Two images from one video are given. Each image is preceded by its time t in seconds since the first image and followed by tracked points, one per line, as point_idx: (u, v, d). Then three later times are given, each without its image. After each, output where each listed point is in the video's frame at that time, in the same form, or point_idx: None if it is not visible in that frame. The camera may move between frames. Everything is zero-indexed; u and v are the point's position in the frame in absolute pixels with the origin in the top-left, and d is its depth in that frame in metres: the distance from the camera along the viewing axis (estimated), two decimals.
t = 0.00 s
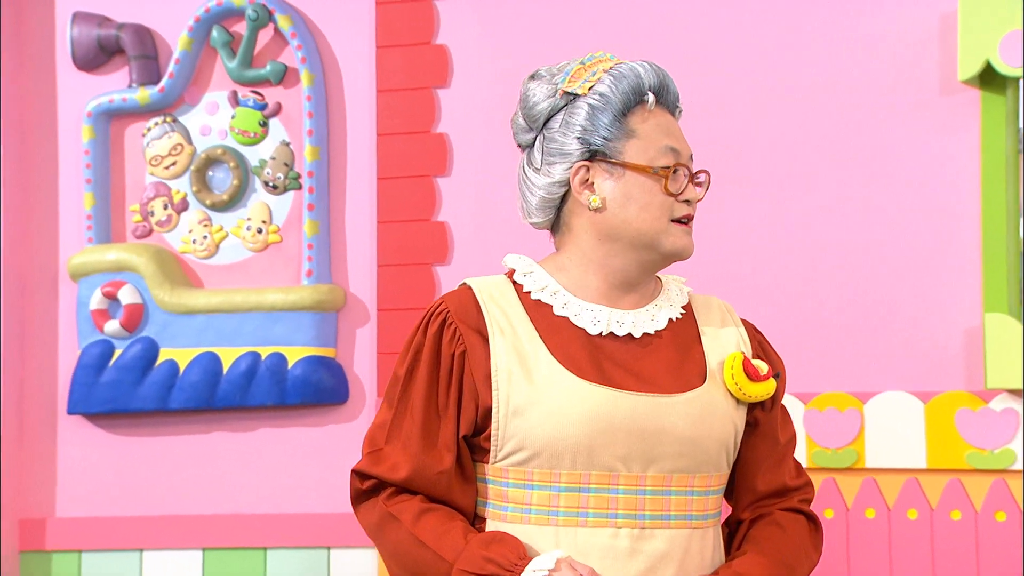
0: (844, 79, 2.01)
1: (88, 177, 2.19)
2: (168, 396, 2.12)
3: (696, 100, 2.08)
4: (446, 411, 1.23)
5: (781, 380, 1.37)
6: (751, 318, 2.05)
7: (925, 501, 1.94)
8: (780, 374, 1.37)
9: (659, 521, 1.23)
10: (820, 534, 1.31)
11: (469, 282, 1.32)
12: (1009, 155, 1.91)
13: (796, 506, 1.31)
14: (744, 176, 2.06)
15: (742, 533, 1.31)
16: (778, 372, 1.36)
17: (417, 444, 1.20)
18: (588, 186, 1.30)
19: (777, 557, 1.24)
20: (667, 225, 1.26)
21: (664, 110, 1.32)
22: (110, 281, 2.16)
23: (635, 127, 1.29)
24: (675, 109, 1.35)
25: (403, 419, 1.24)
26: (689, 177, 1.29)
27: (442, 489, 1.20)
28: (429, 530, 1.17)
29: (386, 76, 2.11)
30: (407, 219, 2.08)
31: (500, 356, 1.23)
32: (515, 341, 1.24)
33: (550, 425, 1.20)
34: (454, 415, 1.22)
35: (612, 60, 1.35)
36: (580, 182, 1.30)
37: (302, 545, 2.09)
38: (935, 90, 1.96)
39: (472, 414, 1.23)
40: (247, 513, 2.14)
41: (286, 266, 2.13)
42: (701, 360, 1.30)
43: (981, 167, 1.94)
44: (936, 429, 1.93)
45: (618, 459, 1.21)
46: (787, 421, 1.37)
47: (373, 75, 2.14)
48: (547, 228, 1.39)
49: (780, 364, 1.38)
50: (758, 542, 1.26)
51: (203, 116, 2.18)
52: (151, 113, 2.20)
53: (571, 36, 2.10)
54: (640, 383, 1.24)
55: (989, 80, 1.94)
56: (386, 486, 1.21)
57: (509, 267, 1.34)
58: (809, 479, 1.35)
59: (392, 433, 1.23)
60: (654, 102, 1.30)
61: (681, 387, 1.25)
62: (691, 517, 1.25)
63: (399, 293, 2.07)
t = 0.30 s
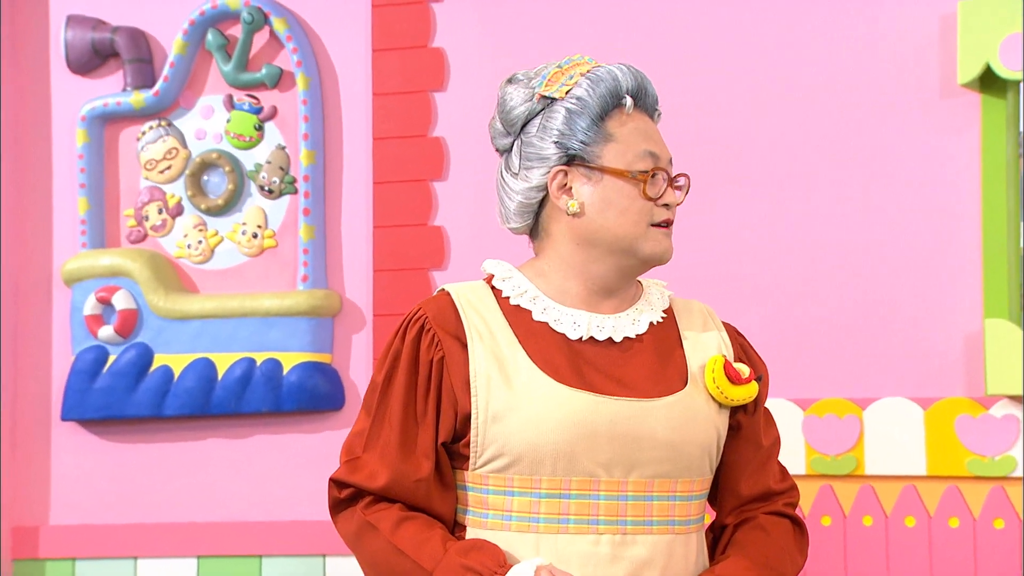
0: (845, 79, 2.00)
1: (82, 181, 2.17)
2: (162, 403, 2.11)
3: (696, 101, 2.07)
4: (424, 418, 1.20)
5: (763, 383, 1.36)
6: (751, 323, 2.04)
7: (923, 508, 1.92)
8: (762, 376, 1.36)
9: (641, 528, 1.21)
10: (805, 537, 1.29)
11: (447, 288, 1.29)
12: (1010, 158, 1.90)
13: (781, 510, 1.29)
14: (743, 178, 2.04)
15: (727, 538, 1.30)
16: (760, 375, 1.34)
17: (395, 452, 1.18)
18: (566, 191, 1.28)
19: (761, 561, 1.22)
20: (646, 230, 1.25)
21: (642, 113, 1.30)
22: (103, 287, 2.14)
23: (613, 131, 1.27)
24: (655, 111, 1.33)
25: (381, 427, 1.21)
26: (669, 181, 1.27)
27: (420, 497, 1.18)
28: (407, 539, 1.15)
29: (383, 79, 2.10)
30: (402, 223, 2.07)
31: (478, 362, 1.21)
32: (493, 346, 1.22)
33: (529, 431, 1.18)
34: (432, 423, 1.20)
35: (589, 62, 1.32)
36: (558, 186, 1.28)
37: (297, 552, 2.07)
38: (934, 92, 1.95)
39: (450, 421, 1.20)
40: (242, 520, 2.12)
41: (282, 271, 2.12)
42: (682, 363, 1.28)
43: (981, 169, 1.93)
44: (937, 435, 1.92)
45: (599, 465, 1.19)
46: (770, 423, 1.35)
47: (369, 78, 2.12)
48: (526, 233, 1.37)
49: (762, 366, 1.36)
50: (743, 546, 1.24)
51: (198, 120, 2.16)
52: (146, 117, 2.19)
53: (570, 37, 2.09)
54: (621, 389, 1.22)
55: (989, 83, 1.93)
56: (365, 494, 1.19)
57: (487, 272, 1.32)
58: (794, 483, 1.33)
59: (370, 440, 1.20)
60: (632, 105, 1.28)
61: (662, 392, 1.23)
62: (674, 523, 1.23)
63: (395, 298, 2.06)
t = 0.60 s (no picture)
0: (845, 80, 1.99)
1: (76, 185, 2.15)
2: (156, 408, 2.08)
3: (695, 102, 2.05)
4: (409, 424, 1.18)
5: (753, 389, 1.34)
6: (750, 326, 2.02)
7: (922, 515, 1.90)
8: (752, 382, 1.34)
9: (628, 533, 1.18)
10: (794, 543, 1.27)
11: (432, 293, 1.26)
12: (1011, 160, 1.89)
13: (770, 516, 1.27)
14: (742, 180, 2.03)
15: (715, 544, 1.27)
16: (748, 378, 1.32)
17: (379, 461, 1.15)
18: (550, 194, 1.26)
19: (749, 567, 1.20)
20: (630, 234, 1.24)
21: (627, 116, 1.29)
22: (97, 291, 2.12)
23: (598, 134, 1.25)
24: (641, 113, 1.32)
25: (366, 434, 1.18)
26: (654, 183, 1.25)
27: (406, 504, 1.15)
28: (392, 547, 1.11)
29: (378, 81, 2.09)
30: (398, 226, 2.05)
31: (462, 366, 1.18)
32: (478, 351, 1.20)
33: (515, 436, 1.15)
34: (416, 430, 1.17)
35: (575, 64, 1.31)
36: (542, 190, 1.27)
37: (293, 558, 2.05)
38: (934, 94, 1.94)
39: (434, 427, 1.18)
40: (238, 526, 2.10)
41: (277, 275, 2.10)
42: (669, 366, 1.26)
43: (981, 171, 1.92)
44: (937, 440, 1.90)
45: (586, 470, 1.17)
46: (759, 430, 1.33)
47: (364, 80, 2.11)
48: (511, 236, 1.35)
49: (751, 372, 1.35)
50: (732, 552, 1.22)
51: (192, 122, 2.14)
52: (139, 120, 2.17)
53: (569, 39, 2.08)
54: (607, 393, 1.19)
55: (990, 85, 1.92)
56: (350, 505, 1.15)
57: (472, 277, 1.30)
58: (783, 487, 1.31)
59: (355, 448, 1.18)
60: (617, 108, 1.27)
61: (648, 396, 1.21)
62: (662, 528, 1.20)
63: (390, 303, 2.04)
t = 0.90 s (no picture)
0: (845, 80, 1.95)
1: (64, 184, 2.12)
2: (146, 411, 2.05)
3: (695, 102, 2.02)
4: (396, 426, 1.14)
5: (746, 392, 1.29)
6: (750, 327, 1.98)
7: (923, 520, 1.87)
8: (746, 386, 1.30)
9: (618, 538, 1.14)
10: (789, 550, 1.22)
11: (419, 294, 1.23)
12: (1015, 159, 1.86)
13: (765, 522, 1.22)
14: (742, 180, 1.99)
15: (709, 551, 1.23)
16: (742, 382, 1.28)
17: (365, 462, 1.11)
18: (523, 193, 1.23)
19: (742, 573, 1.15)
20: (601, 234, 1.18)
21: (608, 112, 1.23)
22: (85, 292, 2.08)
23: (570, 131, 1.21)
24: (632, 109, 1.26)
25: (352, 437, 1.15)
26: (630, 181, 1.19)
27: (393, 508, 1.11)
28: (379, 553, 1.07)
29: (372, 78, 2.05)
30: (391, 226, 2.02)
31: (449, 369, 1.14)
32: (466, 353, 1.16)
33: (503, 439, 1.12)
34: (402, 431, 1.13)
35: (564, 62, 1.27)
36: (515, 188, 1.23)
37: (284, 564, 2.02)
38: (937, 92, 1.91)
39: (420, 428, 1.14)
40: (228, 532, 2.06)
41: (269, 275, 2.07)
42: (661, 368, 1.23)
43: (984, 170, 1.88)
44: (940, 444, 1.86)
45: (575, 474, 1.13)
46: (754, 434, 1.29)
47: (358, 78, 2.07)
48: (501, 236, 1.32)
49: (745, 375, 1.31)
50: (725, 559, 1.18)
51: (183, 121, 2.11)
52: (129, 117, 2.14)
53: (566, 38, 2.05)
54: (597, 396, 1.16)
55: (993, 82, 1.88)
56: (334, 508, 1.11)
57: (460, 278, 1.26)
58: (778, 492, 1.26)
59: (341, 451, 1.14)
60: (594, 103, 1.22)
61: (639, 399, 1.17)
62: (653, 533, 1.16)
63: (384, 304, 2.00)
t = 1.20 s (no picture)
0: (845, 80, 1.92)
1: (51, 182, 2.08)
2: (134, 414, 2.01)
3: (695, 102, 1.98)
4: (382, 429, 1.09)
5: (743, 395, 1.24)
6: (750, 329, 1.94)
7: (925, 526, 1.83)
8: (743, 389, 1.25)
9: (608, 544, 1.09)
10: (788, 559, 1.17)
11: (408, 296, 1.18)
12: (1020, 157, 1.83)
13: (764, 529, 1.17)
14: (742, 180, 1.95)
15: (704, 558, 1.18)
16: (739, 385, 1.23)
17: (351, 465, 1.07)
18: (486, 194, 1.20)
19: None
20: (542, 228, 1.12)
21: (562, 105, 1.15)
22: (73, 292, 2.05)
23: (516, 128, 1.16)
24: (599, 100, 1.15)
25: (338, 442, 1.10)
26: (569, 174, 1.12)
27: (379, 513, 1.06)
28: (364, 559, 1.03)
29: (366, 75, 2.02)
30: (385, 226, 1.98)
31: (436, 371, 1.09)
32: (453, 356, 1.11)
33: (490, 443, 1.07)
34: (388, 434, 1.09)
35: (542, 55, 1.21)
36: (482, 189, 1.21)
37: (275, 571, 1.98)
38: (940, 90, 1.87)
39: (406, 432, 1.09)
40: (218, 537, 2.02)
41: (260, 275, 2.03)
42: (655, 370, 1.17)
43: (989, 169, 1.85)
44: (944, 449, 1.83)
45: (563, 478, 1.07)
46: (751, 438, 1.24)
47: (351, 75, 2.04)
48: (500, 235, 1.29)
49: (743, 378, 1.26)
50: (721, 567, 1.13)
51: (173, 118, 2.08)
52: (119, 115, 2.11)
53: (566, 38, 2.01)
54: (587, 398, 1.10)
55: (997, 79, 1.85)
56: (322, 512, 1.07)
57: (450, 280, 1.21)
58: (778, 499, 1.21)
59: (328, 456, 1.09)
60: (540, 96, 1.14)
61: (631, 401, 1.12)
62: (644, 538, 1.11)
63: (378, 305, 1.96)
